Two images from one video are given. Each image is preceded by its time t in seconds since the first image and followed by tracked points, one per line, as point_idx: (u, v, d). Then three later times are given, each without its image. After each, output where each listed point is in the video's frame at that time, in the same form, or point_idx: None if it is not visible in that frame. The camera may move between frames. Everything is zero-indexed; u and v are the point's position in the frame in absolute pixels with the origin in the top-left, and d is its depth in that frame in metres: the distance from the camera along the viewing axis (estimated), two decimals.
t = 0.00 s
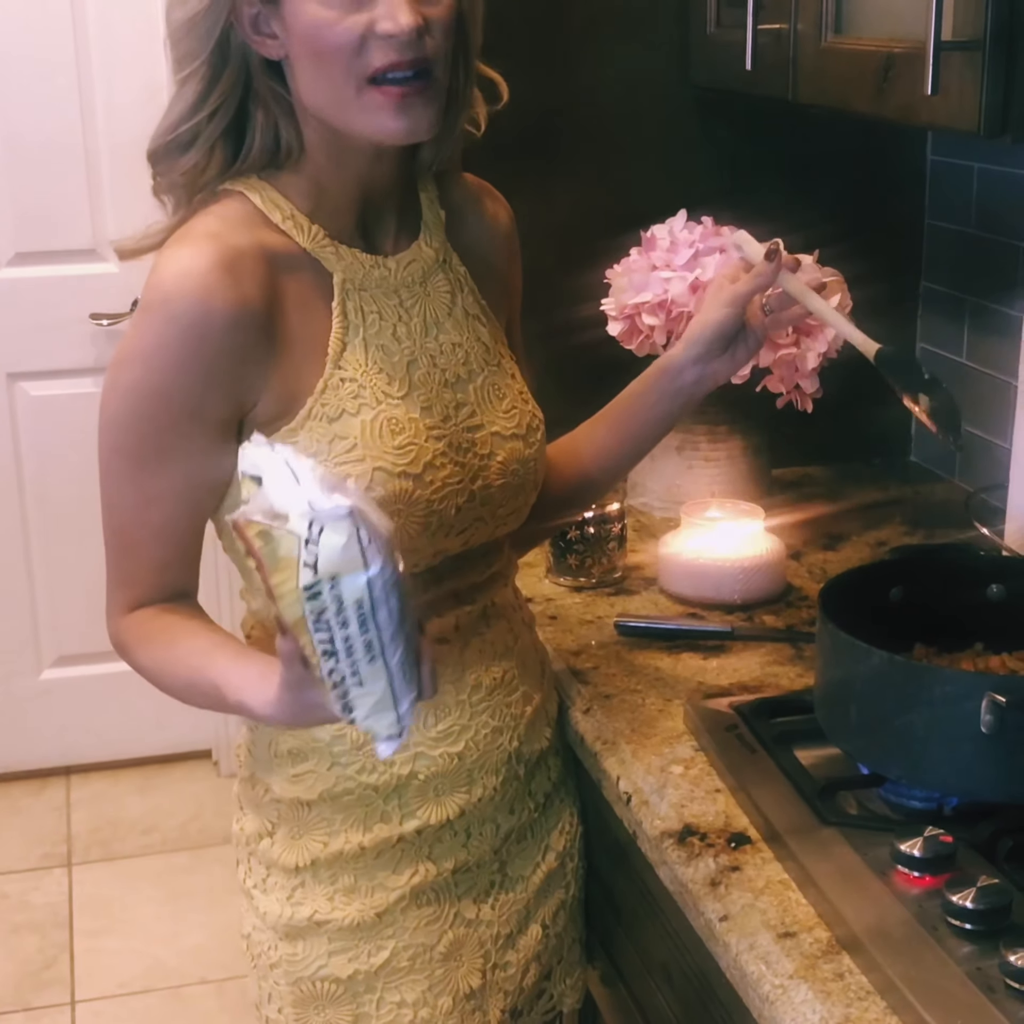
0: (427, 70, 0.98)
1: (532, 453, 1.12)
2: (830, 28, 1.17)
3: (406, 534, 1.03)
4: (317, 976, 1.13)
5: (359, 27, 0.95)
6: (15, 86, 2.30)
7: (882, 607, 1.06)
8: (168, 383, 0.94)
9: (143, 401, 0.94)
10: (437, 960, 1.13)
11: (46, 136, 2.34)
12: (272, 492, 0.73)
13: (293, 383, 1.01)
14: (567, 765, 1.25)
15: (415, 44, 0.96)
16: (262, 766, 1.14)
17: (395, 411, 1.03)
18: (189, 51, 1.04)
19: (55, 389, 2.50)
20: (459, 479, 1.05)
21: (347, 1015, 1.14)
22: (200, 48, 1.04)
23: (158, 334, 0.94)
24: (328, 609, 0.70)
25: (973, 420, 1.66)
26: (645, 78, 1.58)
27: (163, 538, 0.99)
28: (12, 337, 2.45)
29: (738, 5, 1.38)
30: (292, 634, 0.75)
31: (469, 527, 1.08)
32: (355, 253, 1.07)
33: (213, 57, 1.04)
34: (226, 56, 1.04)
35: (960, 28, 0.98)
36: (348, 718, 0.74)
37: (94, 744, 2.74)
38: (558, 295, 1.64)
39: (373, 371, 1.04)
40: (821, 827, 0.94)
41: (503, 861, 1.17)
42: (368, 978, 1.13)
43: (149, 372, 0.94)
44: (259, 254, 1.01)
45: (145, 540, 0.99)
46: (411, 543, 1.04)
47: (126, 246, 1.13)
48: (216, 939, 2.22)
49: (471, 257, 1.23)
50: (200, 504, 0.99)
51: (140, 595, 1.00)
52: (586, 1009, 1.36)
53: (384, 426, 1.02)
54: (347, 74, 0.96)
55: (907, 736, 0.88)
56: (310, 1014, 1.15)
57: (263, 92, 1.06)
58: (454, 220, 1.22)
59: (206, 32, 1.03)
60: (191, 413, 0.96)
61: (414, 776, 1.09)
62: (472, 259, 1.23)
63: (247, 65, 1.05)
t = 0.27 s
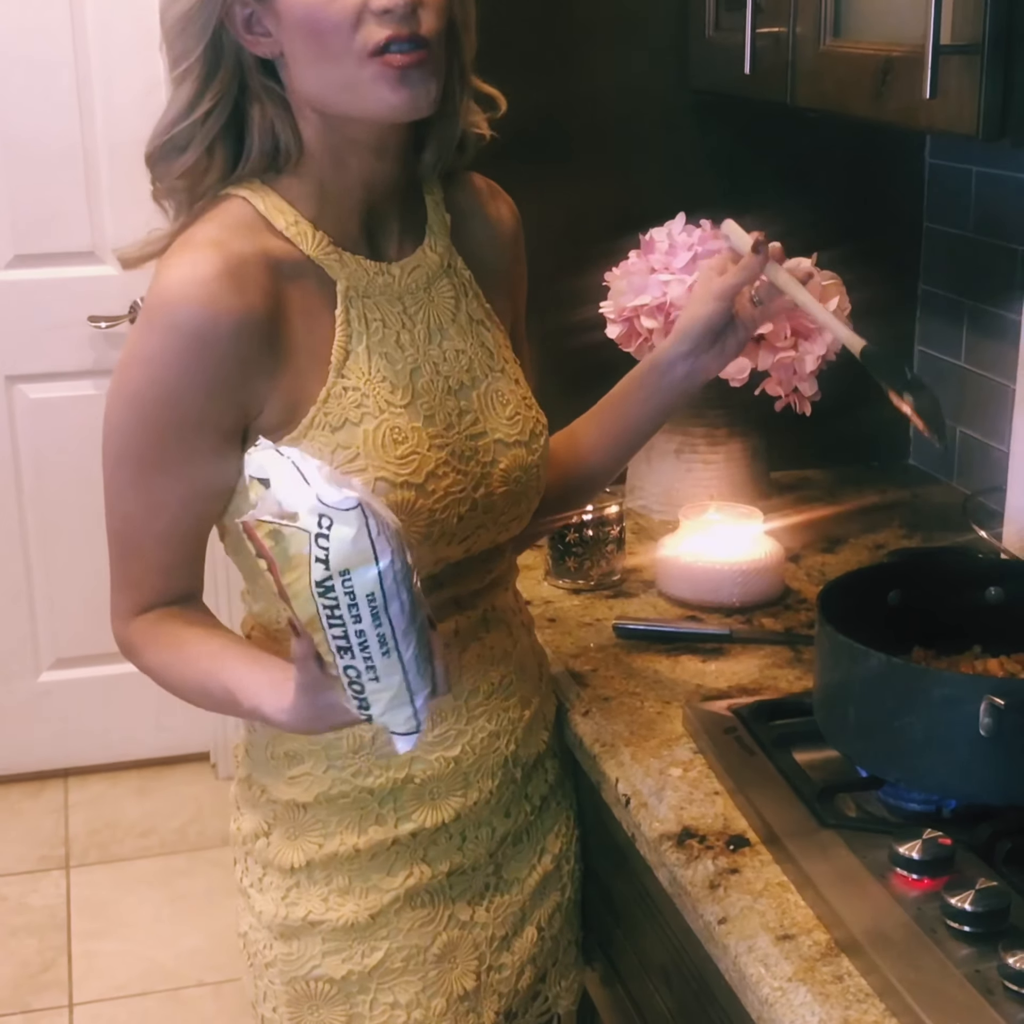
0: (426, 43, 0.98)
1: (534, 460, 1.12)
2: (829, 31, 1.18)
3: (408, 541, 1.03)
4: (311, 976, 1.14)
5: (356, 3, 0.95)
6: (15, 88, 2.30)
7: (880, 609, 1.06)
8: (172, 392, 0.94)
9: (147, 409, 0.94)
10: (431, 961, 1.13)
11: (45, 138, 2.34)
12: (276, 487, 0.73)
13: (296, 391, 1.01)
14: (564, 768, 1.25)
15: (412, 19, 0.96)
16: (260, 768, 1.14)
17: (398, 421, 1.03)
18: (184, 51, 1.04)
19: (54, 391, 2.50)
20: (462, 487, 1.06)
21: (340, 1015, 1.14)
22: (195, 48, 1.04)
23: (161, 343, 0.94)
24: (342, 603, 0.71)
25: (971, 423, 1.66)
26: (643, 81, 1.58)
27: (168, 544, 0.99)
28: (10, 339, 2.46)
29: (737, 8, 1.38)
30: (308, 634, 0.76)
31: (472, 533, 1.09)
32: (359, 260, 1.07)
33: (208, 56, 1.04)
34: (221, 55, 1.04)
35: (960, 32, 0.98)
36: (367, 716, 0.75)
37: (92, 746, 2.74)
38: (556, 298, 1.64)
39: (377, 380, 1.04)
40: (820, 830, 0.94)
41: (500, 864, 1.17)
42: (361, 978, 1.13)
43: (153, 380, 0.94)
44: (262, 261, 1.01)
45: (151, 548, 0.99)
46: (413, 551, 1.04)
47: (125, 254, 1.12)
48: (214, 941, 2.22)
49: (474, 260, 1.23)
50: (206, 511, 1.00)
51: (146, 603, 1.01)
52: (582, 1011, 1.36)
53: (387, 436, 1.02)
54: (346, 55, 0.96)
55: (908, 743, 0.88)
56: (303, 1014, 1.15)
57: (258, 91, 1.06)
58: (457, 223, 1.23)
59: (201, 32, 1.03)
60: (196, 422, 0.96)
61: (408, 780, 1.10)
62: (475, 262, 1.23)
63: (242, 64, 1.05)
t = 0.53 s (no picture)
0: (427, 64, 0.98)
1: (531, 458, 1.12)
2: (828, 33, 1.18)
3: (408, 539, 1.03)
4: (320, 985, 1.13)
5: (357, 25, 0.95)
6: (13, 89, 2.30)
7: (879, 611, 1.06)
8: (171, 391, 0.94)
9: (146, 410, 0.94)
10: (439, 969, 1.13)
11: (44, 140, 2.34)
12: (303, 530, 0.70)
13: (293, 389, 1.01)
14: (567, 772, 1.25)
15: (413, 40, 0.96)
16: (262, 773, 1.14)
17: (395, 418, 1.03)
18: (184, 64, 1.04)
19: (52, 393, 2.50)
20: (461, 484, 1.05)
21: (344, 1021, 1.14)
22: (195, 60, 1.04)
23: (160, 342, 0.94)
24: (380, 639, 0.70)
25: (969, 426, 1.66)
26: (642, 83, 1.58)
27: (167, 547, 0.99)
28: (8, 341, 2.45)
29: (736, 10, 1.38)
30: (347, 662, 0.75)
31: (471, 530, 1.08)
32: (354, 259, 1.07)
33: (208, 69, 1.04)
34: (222, 68, 1.04)
35: (959, 35, 0.98)
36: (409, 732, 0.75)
37: (90, 749, 2.74)
38: (555, 300, 1.64)
39: (373, 377, 1.04)
40: (819, 831, 0.94)
41: (505, 867, 1.17)
42: (370, 986, 1.12)
43: (151, 380, 0.94)
44: (259, 262, 1.01)
45: (149, 551, 0.99)
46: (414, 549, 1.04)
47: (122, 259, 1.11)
48: (213, 943, 2.22)
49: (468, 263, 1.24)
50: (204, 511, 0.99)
51: (148, 608, 1.01)
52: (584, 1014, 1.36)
53: (386, 433, 1.02)
54: (347, 76, 0.96)
55: (904, 743, 0.88)
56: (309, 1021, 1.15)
57: (261, 102, 1.06)
58: (452, 223, 1.23)
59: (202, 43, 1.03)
60: (195, 421, 0.96)
61: (417, 785, 1.09)
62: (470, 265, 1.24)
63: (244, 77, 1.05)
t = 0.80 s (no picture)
0: (419, 76, 0.98)
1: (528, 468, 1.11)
2: (828, 36, 1.18)
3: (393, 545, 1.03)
4: (313, 985, 1.13)
5: (348, 35, 0.95)
6: (13, 92, 2.30)
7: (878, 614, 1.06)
8: (162, 388, 0.94)
9: (135, 407, 0.94)
10: (433, 969, 1.12)
11: (43, 142, 2.34)
12: (422, 564, 0.77)
13: (283, 391, 1.01)
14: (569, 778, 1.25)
15: (404, 51, 0.96)
16: (253, 769, 1.15)
17: (385, 423, 1.03)
18: (187, 64, 1.04)
19: (51, 395, 2.50)
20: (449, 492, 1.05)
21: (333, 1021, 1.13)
22: (200, 60, 1.03)
23: (152, 339, 0.94)
24: (482, 666, 0.75)
25: (969, 429, 1.66)
26: (641, 86, 1.58)
27: (154, 547, 0.98)
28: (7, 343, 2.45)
29: (736, 13, 1.38)
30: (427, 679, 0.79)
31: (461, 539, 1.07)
32: (349, 263, 1.07)
33: (213, 69, 1.04)
34: (226, 68, 1.04)
35: (958, 37, 0.98)
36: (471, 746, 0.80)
37: (88, 751, 2.73)
38: (554, 302, 1.64)
39: (365, 381, 1.04)
40: (819, 835, 0.94)
41: (506, 869, 1.17)
42: (364, 987, 1.12)
43: (141, 376, 0.94)
44: (252, 264, 1.01)
45: (134, 550, 0.98)
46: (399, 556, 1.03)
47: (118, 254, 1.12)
48: (211, 946, 2.21)
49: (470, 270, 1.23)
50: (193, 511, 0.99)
51: (133, 607, 0.99)
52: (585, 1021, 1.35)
53: (375, 437, 1.02)
54: (337, 82, 0.97)
55: (902, 746, 0.88)
56: None
57: (263, 105, 1.06)
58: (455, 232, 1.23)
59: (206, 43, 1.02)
60: (185, 418, 0.96)
61: (407, 783, 1.10)
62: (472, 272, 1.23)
63: (248, 79, 1.05)
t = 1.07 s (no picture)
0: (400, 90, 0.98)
1: (523, 466, 1.11)
2: (829, 38, 1.18)
3: (377, 536, 1.03)
4: (292, 981, 1.13)
5: (333, 40, 0.96)
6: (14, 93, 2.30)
7: (880, 616, 1.06)
8: (156, 367, 0.95)
9: (130, 387, 0.94)
10: (414, 973, 1.12)
11: (44, 144, 2.35)
12: (451, 619, 0.83)
13: (275, 376, 1.02)
14: (568, 783, 1.24)
15: (384, 62, 0.96)
16: (245, 766, 1.15)
17: (374, 413, 1.03)
18: (201, 42, 1.05)
19: (51, 396, 2.50)
20: (437, 484, 1.05)
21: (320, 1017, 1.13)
22: (212, 37, 1.05)
23: (146, 319, 0.95)
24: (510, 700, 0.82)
25: (969, 431, 1.66)
26: (641, 88, 1.58)
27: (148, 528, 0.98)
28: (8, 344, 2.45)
29: (736, 16, 1.38)
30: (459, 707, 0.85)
31: (450, 535, 1.07)
32: (344, 257, 1.07)
33: (224, 49, 1.05)
34: (238, 48, 1.05)
35: (959, 40, 0.98)
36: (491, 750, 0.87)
37: (88, 753, 2.73)
38: (554, 304, 1.63)
39: (356, 373, 1.04)
40: (819, 837, 0.94)
41: (494, 876, 1.17)
42: (340, 987, 1.12)
43: (135, 356, 0.94)
44: (248, 249, 1.01)
45: (127, 532, 0.98)
46: (384, 549, 1.03)
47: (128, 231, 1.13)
48: (211, 948, 2.21)
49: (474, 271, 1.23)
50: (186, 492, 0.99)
51: (127, 591, 1.00)
52: None
53: (362, 427, 1.02)
54: (321, 84, 0.98)
55: (901, 748, 0.88)
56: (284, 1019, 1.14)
57: (267, 93, 1.07)
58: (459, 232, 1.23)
59: (219, 21, 1.04)
60: (178, 398, 0.96)
61: (392, 782, 1.10)
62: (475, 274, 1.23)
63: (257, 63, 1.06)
